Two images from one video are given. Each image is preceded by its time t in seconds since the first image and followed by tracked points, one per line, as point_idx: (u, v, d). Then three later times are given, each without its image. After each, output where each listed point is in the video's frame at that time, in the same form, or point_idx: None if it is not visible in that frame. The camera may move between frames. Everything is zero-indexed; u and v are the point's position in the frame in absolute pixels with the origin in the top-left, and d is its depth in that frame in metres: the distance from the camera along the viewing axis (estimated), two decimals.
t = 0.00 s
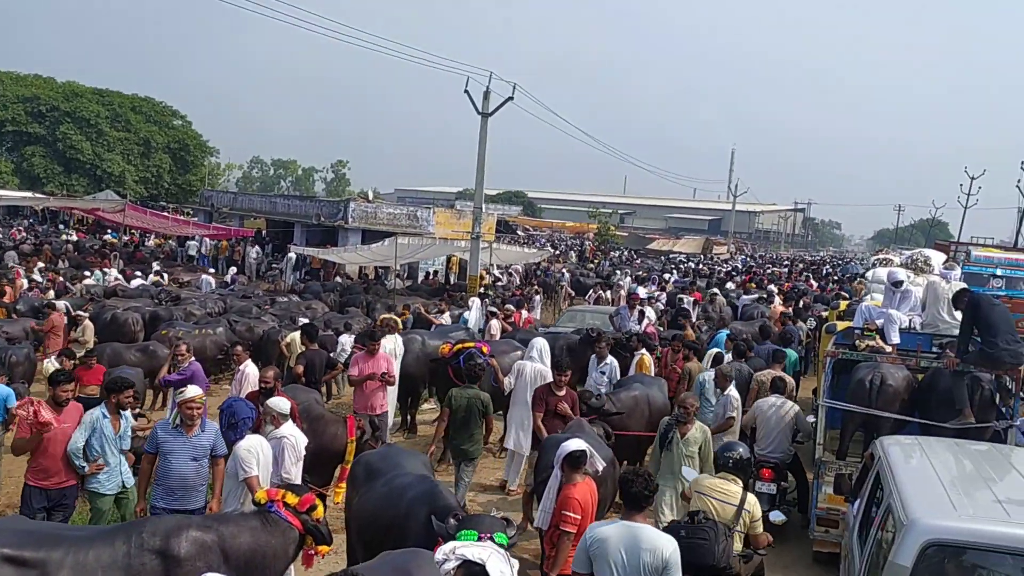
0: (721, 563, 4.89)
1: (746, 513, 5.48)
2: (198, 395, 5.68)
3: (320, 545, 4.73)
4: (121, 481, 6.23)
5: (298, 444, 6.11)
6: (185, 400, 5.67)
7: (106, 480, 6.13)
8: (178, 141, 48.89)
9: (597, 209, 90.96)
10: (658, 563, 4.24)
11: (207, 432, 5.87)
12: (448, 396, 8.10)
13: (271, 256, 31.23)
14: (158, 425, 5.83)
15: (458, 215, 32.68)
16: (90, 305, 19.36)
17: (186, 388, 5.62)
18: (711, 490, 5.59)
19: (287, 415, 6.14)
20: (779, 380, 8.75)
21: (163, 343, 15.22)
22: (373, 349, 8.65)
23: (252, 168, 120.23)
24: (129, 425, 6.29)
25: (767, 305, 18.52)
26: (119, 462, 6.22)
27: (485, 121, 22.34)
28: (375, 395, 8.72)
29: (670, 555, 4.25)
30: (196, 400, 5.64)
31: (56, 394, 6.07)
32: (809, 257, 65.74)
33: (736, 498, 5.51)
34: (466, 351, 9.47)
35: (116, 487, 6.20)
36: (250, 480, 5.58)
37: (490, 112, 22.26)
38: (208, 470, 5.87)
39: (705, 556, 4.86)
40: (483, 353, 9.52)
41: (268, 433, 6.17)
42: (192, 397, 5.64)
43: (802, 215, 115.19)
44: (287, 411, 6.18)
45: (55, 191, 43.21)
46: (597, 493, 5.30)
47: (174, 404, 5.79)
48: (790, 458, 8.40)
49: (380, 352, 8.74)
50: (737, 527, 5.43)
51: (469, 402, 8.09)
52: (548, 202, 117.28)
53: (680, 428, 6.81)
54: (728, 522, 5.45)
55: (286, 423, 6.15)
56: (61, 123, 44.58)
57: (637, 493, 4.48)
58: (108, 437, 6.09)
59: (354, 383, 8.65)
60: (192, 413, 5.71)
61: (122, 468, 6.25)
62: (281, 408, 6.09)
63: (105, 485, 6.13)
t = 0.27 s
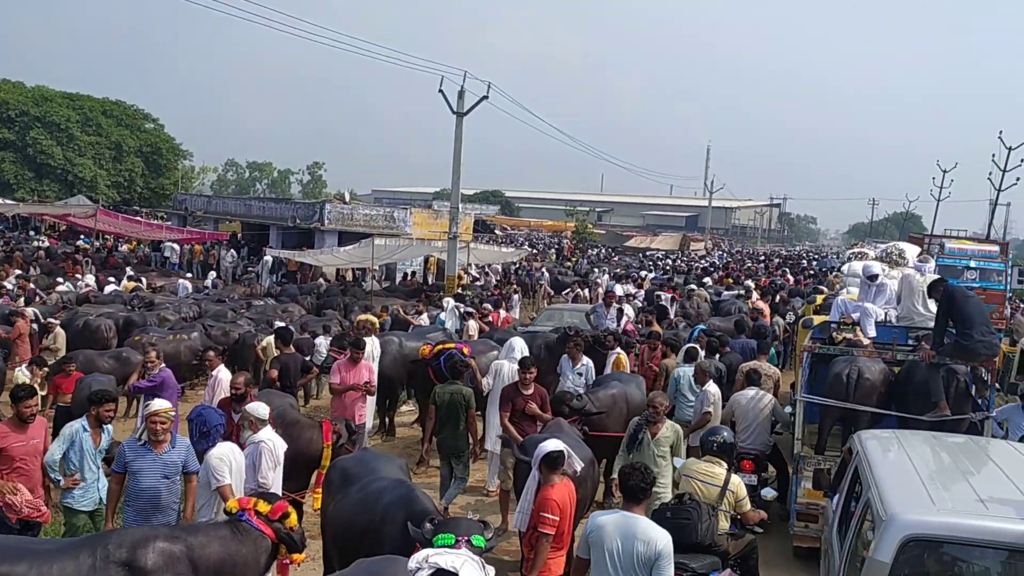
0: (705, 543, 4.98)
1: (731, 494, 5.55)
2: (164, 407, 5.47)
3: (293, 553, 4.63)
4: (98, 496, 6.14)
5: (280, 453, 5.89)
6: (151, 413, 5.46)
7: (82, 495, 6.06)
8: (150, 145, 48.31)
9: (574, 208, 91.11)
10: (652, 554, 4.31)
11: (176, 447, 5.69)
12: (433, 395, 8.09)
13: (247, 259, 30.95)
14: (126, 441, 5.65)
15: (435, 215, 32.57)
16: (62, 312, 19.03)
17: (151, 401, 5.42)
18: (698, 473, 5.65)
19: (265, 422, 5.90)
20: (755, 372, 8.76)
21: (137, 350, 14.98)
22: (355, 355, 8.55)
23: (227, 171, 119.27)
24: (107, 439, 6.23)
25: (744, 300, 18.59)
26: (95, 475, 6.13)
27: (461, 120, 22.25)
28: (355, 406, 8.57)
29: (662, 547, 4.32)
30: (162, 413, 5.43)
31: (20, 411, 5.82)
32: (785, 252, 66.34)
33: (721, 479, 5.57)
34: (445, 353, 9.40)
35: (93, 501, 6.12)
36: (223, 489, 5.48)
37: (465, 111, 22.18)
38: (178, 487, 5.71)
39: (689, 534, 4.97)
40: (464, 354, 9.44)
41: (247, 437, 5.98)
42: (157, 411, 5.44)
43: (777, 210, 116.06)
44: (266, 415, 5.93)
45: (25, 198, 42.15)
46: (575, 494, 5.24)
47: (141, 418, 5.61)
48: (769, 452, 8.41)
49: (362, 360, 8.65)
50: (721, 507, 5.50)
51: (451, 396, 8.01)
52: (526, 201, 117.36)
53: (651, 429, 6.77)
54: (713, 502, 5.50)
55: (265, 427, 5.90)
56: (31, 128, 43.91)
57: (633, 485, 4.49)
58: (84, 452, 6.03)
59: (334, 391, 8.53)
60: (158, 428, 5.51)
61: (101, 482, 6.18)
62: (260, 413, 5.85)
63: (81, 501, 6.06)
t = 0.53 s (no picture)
0: (701, 526, 5.10)
1: (726, 480, 5.82)
2: (143, 416, 5.37)
3: (275, 560, 4.58)
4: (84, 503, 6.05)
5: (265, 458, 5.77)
6: (130, 423, 5.36)
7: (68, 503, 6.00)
8: (132, 146, 47.88)
9: (560, 207, 91.17)
10: (658, 536, 4.44)
11: (157, 457, 5.57)
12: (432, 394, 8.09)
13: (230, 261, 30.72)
14: (105, 449, 5.55)
15: (420, 215, 32.49)
16: (42, 316, 18.81)
17: (128, 411, 5.33)
18: (696, 460, 5.90)
19: (249, 425, 5.81)
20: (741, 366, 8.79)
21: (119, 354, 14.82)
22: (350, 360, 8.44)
23: (210, 173, 118.57)
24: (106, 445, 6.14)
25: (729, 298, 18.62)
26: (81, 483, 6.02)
27: (444, 119, 22.19)
28: (347, 410, 8.55)
29: (670, 531, 4.44)
30: (139, 423, 5.33)
31: None
32: (769, 249, 66.63)
33: (716, 466, 5.84)
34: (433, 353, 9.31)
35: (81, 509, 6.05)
36: (207, 495, 5.38)
37: (448, 110, 22.11)
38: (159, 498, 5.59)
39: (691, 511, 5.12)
40: (451, 354, 9.38)
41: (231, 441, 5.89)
42: (135, 420, 5.34)
43: (761, 208, 116.58)
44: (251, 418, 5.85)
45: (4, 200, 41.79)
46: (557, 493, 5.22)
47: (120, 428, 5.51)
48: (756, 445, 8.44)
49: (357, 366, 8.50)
50: (717, 492, 5.77)
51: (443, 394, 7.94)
52: (511, 200, 117.29)
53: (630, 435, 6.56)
54: (708, 487, 5.78)
55: (248, 430, 5.81)
56: (10, 130, 43.33)
57: (645, 468, 4.50)
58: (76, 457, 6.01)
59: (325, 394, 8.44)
60: (137, 438, 5.41)
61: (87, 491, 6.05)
62: (245, 418, 5.75)
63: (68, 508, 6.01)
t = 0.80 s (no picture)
0: (706, 514, 5.47)
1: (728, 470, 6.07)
2: (139, 421, 5.34)
3: (260, 563, 4.48)
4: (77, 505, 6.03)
5: (252, 461, 5.72)
6: (126, 427, 5.33)
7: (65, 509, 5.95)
8: (119, 148, 47.58)
9: (550, 207, 91.19)
10: (659, 525, 4.67)
11: (151, 464, 5.49)
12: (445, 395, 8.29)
13: (219, 263, 30.55)
14: (101, 453, 5.51)
15: (409, 216, 32.43)
16: (28, 319, 18.64)
17: (125, 415, 5.28)
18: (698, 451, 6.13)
19: (237, 429, 5.74)
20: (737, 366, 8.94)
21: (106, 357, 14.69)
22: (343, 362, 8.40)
23: (199, 174, 118.11)
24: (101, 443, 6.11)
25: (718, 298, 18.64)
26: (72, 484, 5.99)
27: (433, 120, 22.13)
28: (346, 414, 8.42)
29: (668, 518, 4.68)
30: (135, 427, 5.28)
31: None
32: (759, 248, 66.85)
33: (717, 457, 6.08)
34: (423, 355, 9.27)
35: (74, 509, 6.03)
36: (196, 503, 5.23)
37: (437, 111, 22.07)
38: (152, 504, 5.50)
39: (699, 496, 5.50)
40: (441, 356, 9.36)
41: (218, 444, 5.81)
42: (133, 424, 5.29)
43: (751, 208, 116.95)
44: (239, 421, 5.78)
45: None
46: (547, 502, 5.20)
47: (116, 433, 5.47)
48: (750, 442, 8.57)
49: (351, 367, 8.48)
50: (719, 483, 6.00)
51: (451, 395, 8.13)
52: (501, 201, 117.24)
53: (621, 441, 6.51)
54: (711, 479, 6.00)
55: (236, 433, 5.73)
56: None
57: (639, 460, 4.75)
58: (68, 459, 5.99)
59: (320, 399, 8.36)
60: (132, 442, 5.36)
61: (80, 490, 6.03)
62: (233, 423, 5.68)
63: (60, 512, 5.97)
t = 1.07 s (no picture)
0: (714, 506, 5.46)
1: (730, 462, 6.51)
2: (145, 426, 5.30)
3: (254, 568, 4.45)
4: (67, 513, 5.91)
5: (248, 466, 5.70)
6: (131, 431, 5.33)
7: (60, 517, 5.79)
8: (118, 152, 47.49)
9: (549, 209, 91.17)
10: (663, 507, 4.84)
11: (154, 471, 5.42)
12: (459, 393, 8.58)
13: (218, 267, 30.48)
14: (108, 458, 5.50)
15: (408, 219, 32.41)
16: (27, 324, 18.59)
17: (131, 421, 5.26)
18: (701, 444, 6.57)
19: (233, 434, 5.70)
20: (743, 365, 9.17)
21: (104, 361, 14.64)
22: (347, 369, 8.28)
23: (198, 178, 118.03)
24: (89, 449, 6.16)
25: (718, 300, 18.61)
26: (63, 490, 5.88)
27: (432, 122, 22.10)
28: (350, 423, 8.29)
29: (672, 499, 4.84)
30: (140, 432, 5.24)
31: None
32: (759, 250, 66.80)
33: (720, 449, 6.51)
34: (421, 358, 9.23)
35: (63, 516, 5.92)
36: (192, 513, 5.18)
37: (436, 114, 22.05)
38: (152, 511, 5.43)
39: (707, 488, 5.48)
40: (439, 359, 9.32)
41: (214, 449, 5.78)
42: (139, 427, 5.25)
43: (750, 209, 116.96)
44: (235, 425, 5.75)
45: None
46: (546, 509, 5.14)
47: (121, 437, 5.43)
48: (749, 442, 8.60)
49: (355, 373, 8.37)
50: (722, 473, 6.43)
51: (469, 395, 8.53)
52: (501, 203, 117.23)
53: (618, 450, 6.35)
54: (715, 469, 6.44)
55: (232, 439, 5.70)
56: None
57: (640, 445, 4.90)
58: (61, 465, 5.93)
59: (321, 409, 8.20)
60: (136, 447, 5.33)
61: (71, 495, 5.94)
62: (230, 426, 5.65)
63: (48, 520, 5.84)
